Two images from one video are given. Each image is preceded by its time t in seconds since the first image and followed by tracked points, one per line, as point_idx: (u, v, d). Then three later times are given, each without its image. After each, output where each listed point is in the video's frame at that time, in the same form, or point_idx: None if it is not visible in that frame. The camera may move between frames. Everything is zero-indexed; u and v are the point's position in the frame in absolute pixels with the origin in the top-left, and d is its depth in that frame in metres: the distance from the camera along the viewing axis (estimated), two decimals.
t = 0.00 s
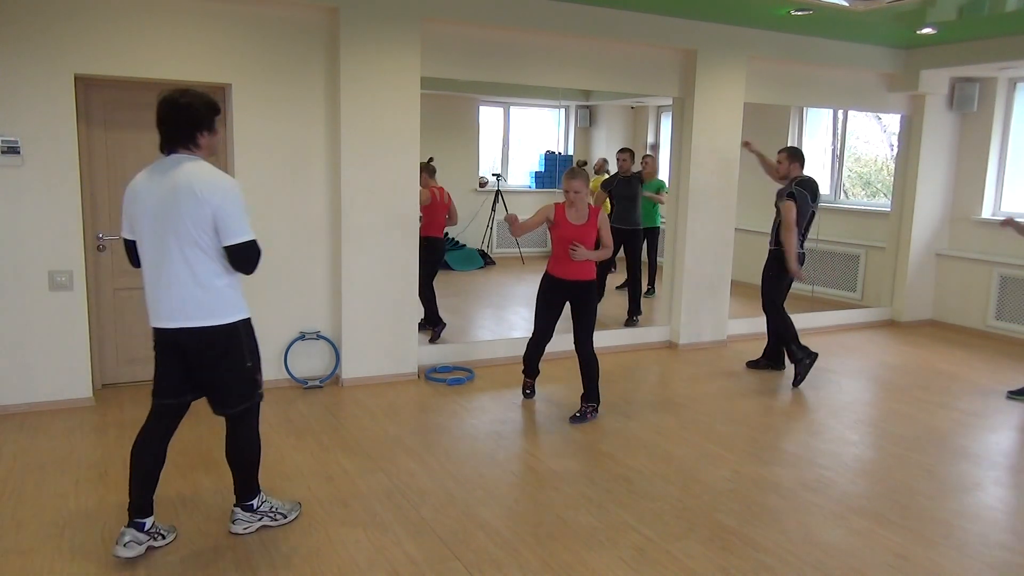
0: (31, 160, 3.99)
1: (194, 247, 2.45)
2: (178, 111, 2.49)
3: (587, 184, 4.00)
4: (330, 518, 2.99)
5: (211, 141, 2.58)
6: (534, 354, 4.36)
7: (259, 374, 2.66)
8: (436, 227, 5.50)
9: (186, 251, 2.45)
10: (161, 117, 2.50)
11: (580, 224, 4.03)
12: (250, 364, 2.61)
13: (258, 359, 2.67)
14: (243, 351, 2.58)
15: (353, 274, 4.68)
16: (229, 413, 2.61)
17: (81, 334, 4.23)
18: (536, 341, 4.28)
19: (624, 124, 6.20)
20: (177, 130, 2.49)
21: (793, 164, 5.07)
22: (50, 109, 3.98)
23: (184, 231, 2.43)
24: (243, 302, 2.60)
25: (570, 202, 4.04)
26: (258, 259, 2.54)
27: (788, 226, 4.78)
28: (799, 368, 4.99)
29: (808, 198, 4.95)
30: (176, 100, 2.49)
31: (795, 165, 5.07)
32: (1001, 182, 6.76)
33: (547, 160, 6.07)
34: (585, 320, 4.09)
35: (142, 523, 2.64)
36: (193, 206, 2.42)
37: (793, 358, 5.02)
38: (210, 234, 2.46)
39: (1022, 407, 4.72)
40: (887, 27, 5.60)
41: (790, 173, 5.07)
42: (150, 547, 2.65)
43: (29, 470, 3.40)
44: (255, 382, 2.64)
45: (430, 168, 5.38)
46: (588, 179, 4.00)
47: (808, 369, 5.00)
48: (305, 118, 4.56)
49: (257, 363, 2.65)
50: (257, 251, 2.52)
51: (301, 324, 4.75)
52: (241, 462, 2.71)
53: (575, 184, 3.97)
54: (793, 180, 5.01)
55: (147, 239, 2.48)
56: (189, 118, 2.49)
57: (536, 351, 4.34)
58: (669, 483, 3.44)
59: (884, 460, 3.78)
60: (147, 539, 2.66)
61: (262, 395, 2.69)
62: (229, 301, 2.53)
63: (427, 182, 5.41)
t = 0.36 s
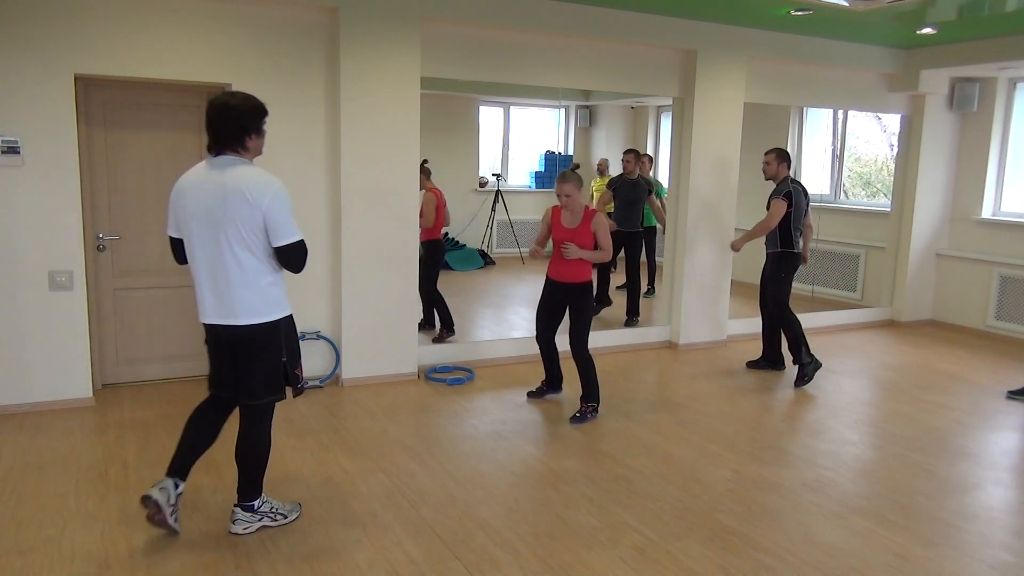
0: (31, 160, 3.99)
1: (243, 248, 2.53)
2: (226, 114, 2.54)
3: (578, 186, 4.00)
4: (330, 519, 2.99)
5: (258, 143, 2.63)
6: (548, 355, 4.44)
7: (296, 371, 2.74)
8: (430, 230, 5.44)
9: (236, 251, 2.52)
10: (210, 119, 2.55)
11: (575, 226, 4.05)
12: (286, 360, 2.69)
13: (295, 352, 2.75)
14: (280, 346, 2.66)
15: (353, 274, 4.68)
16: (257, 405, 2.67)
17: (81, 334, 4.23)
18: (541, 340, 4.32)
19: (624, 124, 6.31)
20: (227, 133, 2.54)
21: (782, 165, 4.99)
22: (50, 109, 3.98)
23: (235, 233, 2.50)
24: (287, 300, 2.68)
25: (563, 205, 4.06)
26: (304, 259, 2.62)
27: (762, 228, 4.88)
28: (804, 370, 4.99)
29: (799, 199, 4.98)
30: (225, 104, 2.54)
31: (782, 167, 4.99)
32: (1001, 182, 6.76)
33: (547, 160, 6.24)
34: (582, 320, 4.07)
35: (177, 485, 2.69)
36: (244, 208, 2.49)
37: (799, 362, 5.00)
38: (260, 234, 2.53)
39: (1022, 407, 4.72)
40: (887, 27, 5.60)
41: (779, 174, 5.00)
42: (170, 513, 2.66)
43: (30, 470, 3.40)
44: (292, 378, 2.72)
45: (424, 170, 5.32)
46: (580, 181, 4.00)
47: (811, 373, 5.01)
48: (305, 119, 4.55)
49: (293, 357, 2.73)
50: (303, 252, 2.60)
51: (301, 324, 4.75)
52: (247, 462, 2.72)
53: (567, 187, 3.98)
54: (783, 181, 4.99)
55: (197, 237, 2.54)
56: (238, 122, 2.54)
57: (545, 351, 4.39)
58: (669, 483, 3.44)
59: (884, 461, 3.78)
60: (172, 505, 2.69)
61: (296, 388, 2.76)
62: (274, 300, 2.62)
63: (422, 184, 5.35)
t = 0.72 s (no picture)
0: (31, 160, 3.99)
1: (261, 246, 2.58)
2: (255, 116, 2.63)
3: (563, 186, 3.98)
4: (330, 519, 2.99)
5: (287, 145, 2.72)
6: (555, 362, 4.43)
7: (305, 372, 2.77)
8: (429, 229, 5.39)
9: (254, 248, 2.58)
10: (242, 120, 2.65)
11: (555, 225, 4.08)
12: (294, 361, 2.72)
13: (306, 355, 2.78)
14: (289, 347, 2.70)
15: (353, 274, 4.67)
16: (263, 402, 2.73)
17: (81, 334, 4.23)
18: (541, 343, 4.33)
19: (624, 124, 6.21)
20: (256, 134, 2.63)
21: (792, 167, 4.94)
22: (49, 109, 3.98)
23: (253, 230, 2.56)
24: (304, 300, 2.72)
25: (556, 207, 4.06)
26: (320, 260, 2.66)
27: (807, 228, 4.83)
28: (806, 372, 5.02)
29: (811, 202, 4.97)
30: (257, 106, 2.64)
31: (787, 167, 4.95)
32: (1001, 182, 6.76)
33: (547, 160, 6.29)
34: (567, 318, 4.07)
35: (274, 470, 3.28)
36: (263, 207, 2.55)
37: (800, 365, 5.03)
38: (277, 233, 2.58)
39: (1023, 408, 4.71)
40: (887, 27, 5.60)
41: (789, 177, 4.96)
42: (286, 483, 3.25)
43: (30, 470, 3.40)
44: (300, 379, 2.75)
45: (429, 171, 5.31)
46: (565, 181, 3.97)
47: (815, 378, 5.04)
48: (305, 119, 4.55)
49: (304, 360, 2.75)
50: (319, 252, 2.63)
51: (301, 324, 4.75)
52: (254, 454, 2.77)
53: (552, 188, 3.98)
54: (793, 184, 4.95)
55: (219, 233, 2.61)
56: (266, 124, 2.63)
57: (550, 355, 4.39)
58: (669, 483, 3.44)
59: (884, 461, 3.78)
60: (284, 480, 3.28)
61: (304, 390, 2.79)
62: (289, 298, 2.66)
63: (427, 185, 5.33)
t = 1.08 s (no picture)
0: (31, 160, 3.98)
1: (271, 242, 2.67)
2: (274, 118, 2.73)
3: (579, 182, 3.99)
4: (330, 519, 2.99)
5: (304, 147, 2.79)
6: (546, 355, 4.45)
7: (317, 366, 2.84)
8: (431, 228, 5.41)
9: (265, 245, 2.67)
10: (263, 123, 2.76)
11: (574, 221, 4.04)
12: (306, 355, 2.79)
13: (320, 350, 2.84)
14: (302, 340, 2.76)
15: (352, 274, 4.68)
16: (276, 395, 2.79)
17: (80, 334, 4.23)
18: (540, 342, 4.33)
19: (625, 125, 6.32)
20: (273, 135, 2.73)
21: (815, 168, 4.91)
22: (50, 109, 3.98)
23: (262, 227, 2.65)
24: (316, 295, 2.77)
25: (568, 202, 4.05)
26: (327, 257, 2.69)
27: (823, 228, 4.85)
28: (806, 376, 5.02)
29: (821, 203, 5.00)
30: (276, 109, 2.74)
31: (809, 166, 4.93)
32: (1001, 182, 6.76)
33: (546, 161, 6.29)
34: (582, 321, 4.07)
35: (308, 462, 3.29)
36: (270, 204, 2.63)
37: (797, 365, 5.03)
38: (286, 230, 2.66)
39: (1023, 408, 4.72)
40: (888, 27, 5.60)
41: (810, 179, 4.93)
42: (316, 479, 3.31)
43: (30, 470, 3.40)
44: (312, 373, 2.82)
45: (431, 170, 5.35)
46: (581, 177, 3.98)
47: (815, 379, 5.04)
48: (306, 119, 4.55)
49: (317, 355, 2.82)
50: (324, 248, 2.67)
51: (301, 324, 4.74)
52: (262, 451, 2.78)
53: (568, 183, 3.98)
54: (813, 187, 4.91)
55: (240, 232, 2.74)
56: (283, 125, 2.72)
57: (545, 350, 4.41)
58: (669, 483, 3.44)
59: (884, 461, 3.78)
60: (317, 471, 3.32)
61: (318, 385, 2.85)
62: (300, 293, 2.72)
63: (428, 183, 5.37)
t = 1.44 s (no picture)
0: (31, 160, 3.99)
1: (279, 231, 2.73)
2: (295, 116, 2.80)
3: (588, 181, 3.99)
4: (330, 519, 2.99)
5: (322, 146, 2.82)
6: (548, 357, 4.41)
7: (339, 355, 2.81)
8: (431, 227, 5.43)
9: (274, 234, 2.74)
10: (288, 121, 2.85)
11: (583, 222, 4.04)
12: (326, 344, 2.79)
13: (340, 339, 2.83)
14: (319, 330, 2.77)
15: (352, 274, 4.68)
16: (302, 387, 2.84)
17: (80, 334, 4.23)
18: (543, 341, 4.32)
19: (625, 124, 6.27)
20: (291, 132, 2.81)
21: (814, 173, 4.86)
22: (50, 110, 3.98)
23: (271, 216, 2.73)
24: (323, 286, 2.77)
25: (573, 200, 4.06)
26: (326, 246, 2.69)
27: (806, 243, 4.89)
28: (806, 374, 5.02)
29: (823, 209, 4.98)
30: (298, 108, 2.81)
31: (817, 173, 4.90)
32: (1001, 182, 6.76)
33: (547, 160, 6.30)
34: (589, 322, 4.08)
35: (308, 463, 3.29)
36: (279, 194, 2.72)
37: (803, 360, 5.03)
38: (292, 220, 2.71)
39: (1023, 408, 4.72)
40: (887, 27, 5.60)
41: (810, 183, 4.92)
42: (316, 480, 3.31)
43: (30, 470, 3.40)
44: (333, 361, 2.80)
45: (430, 168, 5.35)
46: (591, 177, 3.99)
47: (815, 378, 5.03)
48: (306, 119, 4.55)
49: (337, 343, 2.80)
50: (325, 237, 2.67)
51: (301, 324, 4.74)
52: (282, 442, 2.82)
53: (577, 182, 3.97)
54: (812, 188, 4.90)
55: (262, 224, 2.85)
56: (300, 121, 2.78)
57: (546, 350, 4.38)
58: (669, 483, 3.44)
59: (884, 461, 3.78)
60: (317, 471, 3.33)
61: (342, 373, 2.82)
62: (303, 283, 2.73)
63: (428, 182, 5.37)
